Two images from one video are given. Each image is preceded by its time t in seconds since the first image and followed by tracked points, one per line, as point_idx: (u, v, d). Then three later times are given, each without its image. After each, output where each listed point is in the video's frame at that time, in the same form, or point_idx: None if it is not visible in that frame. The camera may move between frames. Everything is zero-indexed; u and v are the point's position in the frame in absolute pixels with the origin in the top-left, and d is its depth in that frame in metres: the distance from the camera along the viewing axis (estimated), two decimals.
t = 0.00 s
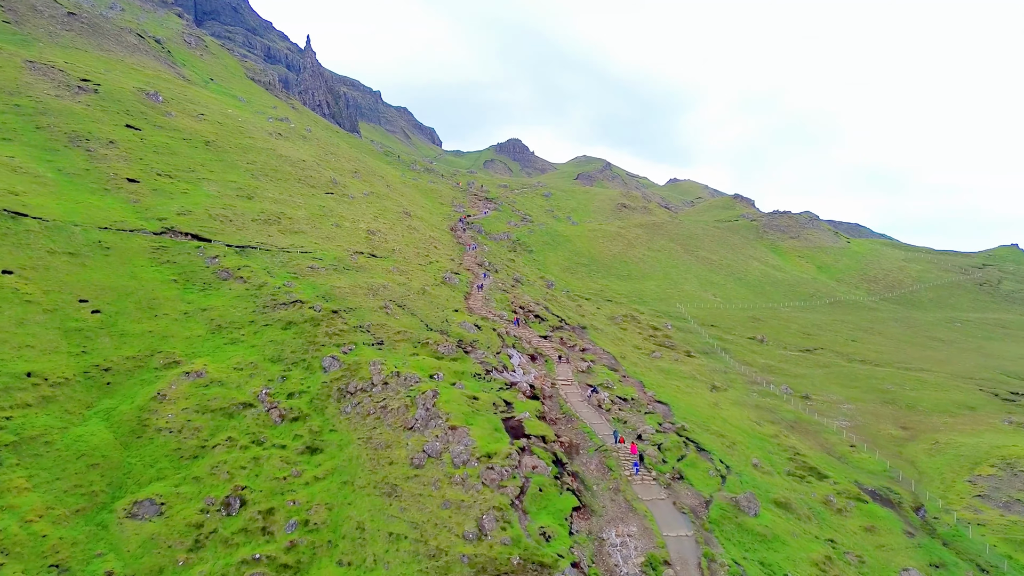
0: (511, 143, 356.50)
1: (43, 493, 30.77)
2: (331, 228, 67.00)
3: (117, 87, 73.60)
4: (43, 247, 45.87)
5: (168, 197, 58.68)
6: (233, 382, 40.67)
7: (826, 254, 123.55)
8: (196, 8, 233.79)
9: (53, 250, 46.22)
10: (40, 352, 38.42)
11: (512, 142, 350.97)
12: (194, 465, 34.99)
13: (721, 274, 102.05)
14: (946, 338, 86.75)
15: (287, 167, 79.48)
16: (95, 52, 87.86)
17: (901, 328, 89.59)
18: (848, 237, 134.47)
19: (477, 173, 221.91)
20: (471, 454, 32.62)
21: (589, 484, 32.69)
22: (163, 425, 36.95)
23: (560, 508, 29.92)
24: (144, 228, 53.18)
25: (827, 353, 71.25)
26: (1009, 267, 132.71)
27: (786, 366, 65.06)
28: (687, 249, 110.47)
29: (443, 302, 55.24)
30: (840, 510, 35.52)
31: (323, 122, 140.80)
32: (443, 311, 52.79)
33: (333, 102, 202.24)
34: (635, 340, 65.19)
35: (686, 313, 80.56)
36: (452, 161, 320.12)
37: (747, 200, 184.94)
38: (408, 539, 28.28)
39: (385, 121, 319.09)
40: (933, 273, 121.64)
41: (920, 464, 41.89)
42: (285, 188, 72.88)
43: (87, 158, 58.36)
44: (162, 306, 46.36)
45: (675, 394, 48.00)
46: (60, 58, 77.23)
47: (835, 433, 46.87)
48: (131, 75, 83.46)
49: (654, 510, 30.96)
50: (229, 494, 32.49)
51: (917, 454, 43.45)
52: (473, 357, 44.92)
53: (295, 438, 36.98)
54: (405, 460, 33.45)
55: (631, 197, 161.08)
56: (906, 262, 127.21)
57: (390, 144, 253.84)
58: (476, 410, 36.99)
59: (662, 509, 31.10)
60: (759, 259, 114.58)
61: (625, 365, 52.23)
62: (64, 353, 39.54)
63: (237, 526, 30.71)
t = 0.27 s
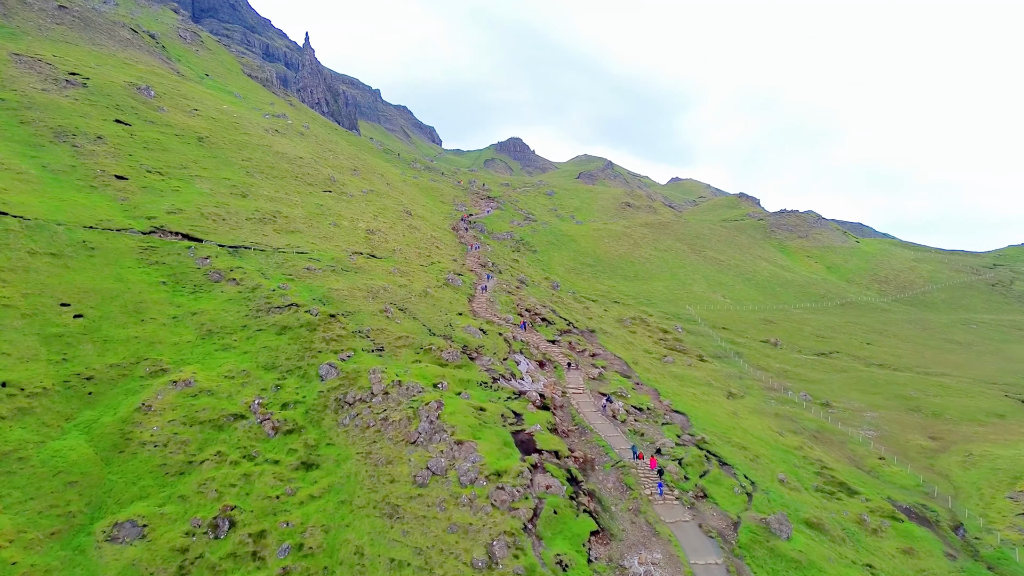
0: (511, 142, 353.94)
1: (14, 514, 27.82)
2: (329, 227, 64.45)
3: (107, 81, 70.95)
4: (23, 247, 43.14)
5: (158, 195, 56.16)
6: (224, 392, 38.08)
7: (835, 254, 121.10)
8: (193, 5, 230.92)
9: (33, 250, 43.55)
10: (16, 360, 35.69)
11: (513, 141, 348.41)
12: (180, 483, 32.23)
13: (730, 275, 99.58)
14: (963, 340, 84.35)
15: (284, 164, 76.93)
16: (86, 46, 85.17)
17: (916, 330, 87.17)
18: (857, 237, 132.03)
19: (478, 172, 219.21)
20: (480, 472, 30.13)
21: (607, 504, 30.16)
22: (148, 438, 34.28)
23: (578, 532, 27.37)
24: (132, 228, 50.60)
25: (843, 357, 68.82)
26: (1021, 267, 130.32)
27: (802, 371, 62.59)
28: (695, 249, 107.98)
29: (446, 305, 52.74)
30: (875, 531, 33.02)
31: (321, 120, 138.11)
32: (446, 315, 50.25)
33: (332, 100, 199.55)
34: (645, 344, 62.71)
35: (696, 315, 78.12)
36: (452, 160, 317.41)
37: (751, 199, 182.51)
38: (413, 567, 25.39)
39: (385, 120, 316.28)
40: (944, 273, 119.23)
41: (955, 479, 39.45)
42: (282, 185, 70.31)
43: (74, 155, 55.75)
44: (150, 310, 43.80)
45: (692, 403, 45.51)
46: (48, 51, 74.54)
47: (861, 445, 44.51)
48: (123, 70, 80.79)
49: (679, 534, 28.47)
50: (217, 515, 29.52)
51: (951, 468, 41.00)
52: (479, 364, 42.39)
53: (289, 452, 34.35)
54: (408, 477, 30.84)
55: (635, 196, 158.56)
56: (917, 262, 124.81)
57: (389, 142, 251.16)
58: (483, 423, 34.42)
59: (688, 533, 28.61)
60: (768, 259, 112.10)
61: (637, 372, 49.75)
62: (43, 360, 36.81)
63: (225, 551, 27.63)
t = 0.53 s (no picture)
0: (512, 142, 351.37)
1: None
2: (327, 227, 61.87)
3: (96, 76, 68.35)
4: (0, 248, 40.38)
5: (146, 194, 53.56)
6: (212, 404, 35.47)
7: (844, 254, 118.64)
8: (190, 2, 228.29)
9: (11, 250, 40.79)
10: None
11: (513, 141, 345.89)
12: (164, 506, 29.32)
13: (738, 275, 97.09)
14: (980, 343, 81.94)
15: (281, 163, 74.37)
16: (76, 40, 82.57)
17: (932, 333, 84.71)
18: (866, 237, 129.58)
19: (478, 172, 216.55)
20: (488, 495, 27.52)
21: (628, 530, 27.53)
22: (130, 456, 31.43)
23: (599, 562, 24.70)
24: (118, 228, 48.00)
25: (861, 362, 66.37)
26: None
27: (820, 377, 60.08)
28: (702, 249, 105.48)
29: (450, 309, 50.15)
30: (917, 556, 30.48)
31: (320, 118, 135.48)
32: (449, 320, 47.66)
33: (330, 98, 196.97)
34: (656, 349, 60.19)
35: (706, 318, 75.62)
36: (452, 159, 314.70)
37: (756, 198, 179.96)
38: None
39: (384, 119, 313.73)
40: (956, 274, 116.81)
41: (994, 497, 36.89)
42: (278, 184, 67.77)
43: (59, 151, 53.10)
44: (135, 316, 41.17)
45: (711, 414, 42.92)
46: (36, 44, 71.95)
47: (891, 458, 42.02)
48: (114, 65, 78.17)
49: (709, 564, 25.90)
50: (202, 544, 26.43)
51: (989, 486, 38.44)
52: (485, 374, 39.80)
53: (282, 470, 31.71)
54: (410, 499, 28.18)
55: (638, 196, 156.05)
56: (928, 263, 122.37)
57: (389, 142, 248.50)
58: (490, 439, 31.79)
59: (717, 562, 26.04)
60: (776, 260, 109.61)
61: (651, 380, 47.20)
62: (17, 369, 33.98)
63: None
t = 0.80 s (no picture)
0: (512, 141, 348.73)
1: None
2: (324, 228, 59.28)
3: (84, 71, 65.69)
4: None
5: (133, 193, 50.91)
6: (198, 421, 32.85)
7: (854, 255, 116.24)
8: None
9: None
10: None
11: (513, 140, 343.40)
12: (142, 534, 26.40)
13: (747, 277, 94.63)
14: (998, 348, 79.61)
15: (276, 161, 71.78)
16: (65, 35, 79.87)
17: (947, 337, 82.35)
18: (874, 237, 127.23)
19: (479, 171, 214.00)
20: (499, 525, 24.87)
21: (652, 563, 24.97)
22: (107, 478, 28.61)
23: None
24: (102, 229, 45.35)
25: (879, 368, 63.95)
26: None
27: (838, 385, 57.66)
28: (709, 250, 103.04)
29: (452, 315, 47.59)
30: None
31: (317, 116, 132.77)
32: (452, 327, 45.09)
33: (329, 97, 194.34)
34: (667, 355, 57.71)
35: (717, 322, 73.16)
36: (452, 159, 311.96)
37: (761, 198, 177.49)
38: None
39: (384, 118, 311.15)
40: (967, 276, 114.50)
41: None
42: (273, 183, 65.20)
43: (41, 148, 50.42)
44: (118, 324, 38.55)
45: (731, 427, 40.39)
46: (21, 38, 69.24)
47: (922, 476, 39.58)
48: (103, 60, 75.50)
49: None
50: None
51: None
52: (491, 386, 37.22)
53: (272, 494, 28.92)
54: (411, 527, 25.44)
55: (642, 195, 153.54)
56: (938, 264, 120.11)
57: (388, 141, 245.87)
58: (499, 461, 29.19)
59: None
60: (785, 261, 107.19)
61: (665, 390, 44.70)
62: None
63: None
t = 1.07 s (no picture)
0: (512, 141, 346.04)
1: None
2: (320, 232, 56.65)
3: (70, 68, 63.01)
4: None
5: (117, 196, 48.26)
6: (180, 446, 30.03)
7: (863, 257, 113.86)
8: None
9: None
10: None
11: (513, 140, 340.78)
12: (116, 575, 23.29)
13: (756, 281, 92.11)
14: (1017, 354, 77.20)
15: (271, 162, 69.13)
16: (52, 31, 77.19)
17: (964, 343, 79.90)
18: (883, 239, 124.81)
19: (479, 171, 211.38)
20: (511, 569, 22.11)
21: None
22: (79, 510, 25.53)
23: None
24: (83, 234, 42.65)
25: (897, 378, 61.52)
26: None
27: (858, 396, 55.16)
28: (716, 253, 100.53)
29: (455, 325, 44.94)
30: None
31: (315, 115, 130.11)
32: (454, 338, 42.48)
33: (327, 96, 191.67)
34: (680, 365, 55.14)
35: (728, 329, 70.64)
36: (451, 159, 309.24)
37: (765, 198, 174.98)
38: None
39: (383, 118, 308.56)
40: (979, 278, 112.18)
41: None
42: (267, 185, 62.58)
43: (20, 148, 47.71)
44: (96, 338, 35.81)
45: (754, 446, 37.81)
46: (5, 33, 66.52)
47: (957, 500, 37.20)
48: (91, 57, 72.83)
49: None
50: None
51: None
52: (497, 404, 34.57)
53: (259, 528, 25.85)
54: (413, 570, 22.56)
55: (645, 196, 151.04)
56: (949, 266, 117.76)
57: (387, 140, 243.21)
58: (508, 492, 26.50)
59: None
60: (793, 263, 104.72)
61: (681, 405, 42.11)
62: None
63: None
